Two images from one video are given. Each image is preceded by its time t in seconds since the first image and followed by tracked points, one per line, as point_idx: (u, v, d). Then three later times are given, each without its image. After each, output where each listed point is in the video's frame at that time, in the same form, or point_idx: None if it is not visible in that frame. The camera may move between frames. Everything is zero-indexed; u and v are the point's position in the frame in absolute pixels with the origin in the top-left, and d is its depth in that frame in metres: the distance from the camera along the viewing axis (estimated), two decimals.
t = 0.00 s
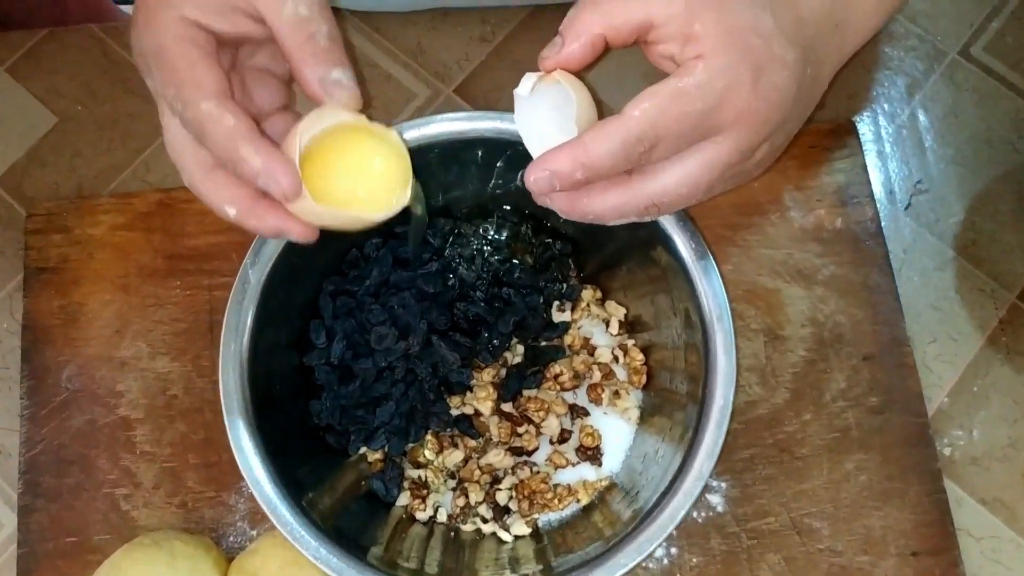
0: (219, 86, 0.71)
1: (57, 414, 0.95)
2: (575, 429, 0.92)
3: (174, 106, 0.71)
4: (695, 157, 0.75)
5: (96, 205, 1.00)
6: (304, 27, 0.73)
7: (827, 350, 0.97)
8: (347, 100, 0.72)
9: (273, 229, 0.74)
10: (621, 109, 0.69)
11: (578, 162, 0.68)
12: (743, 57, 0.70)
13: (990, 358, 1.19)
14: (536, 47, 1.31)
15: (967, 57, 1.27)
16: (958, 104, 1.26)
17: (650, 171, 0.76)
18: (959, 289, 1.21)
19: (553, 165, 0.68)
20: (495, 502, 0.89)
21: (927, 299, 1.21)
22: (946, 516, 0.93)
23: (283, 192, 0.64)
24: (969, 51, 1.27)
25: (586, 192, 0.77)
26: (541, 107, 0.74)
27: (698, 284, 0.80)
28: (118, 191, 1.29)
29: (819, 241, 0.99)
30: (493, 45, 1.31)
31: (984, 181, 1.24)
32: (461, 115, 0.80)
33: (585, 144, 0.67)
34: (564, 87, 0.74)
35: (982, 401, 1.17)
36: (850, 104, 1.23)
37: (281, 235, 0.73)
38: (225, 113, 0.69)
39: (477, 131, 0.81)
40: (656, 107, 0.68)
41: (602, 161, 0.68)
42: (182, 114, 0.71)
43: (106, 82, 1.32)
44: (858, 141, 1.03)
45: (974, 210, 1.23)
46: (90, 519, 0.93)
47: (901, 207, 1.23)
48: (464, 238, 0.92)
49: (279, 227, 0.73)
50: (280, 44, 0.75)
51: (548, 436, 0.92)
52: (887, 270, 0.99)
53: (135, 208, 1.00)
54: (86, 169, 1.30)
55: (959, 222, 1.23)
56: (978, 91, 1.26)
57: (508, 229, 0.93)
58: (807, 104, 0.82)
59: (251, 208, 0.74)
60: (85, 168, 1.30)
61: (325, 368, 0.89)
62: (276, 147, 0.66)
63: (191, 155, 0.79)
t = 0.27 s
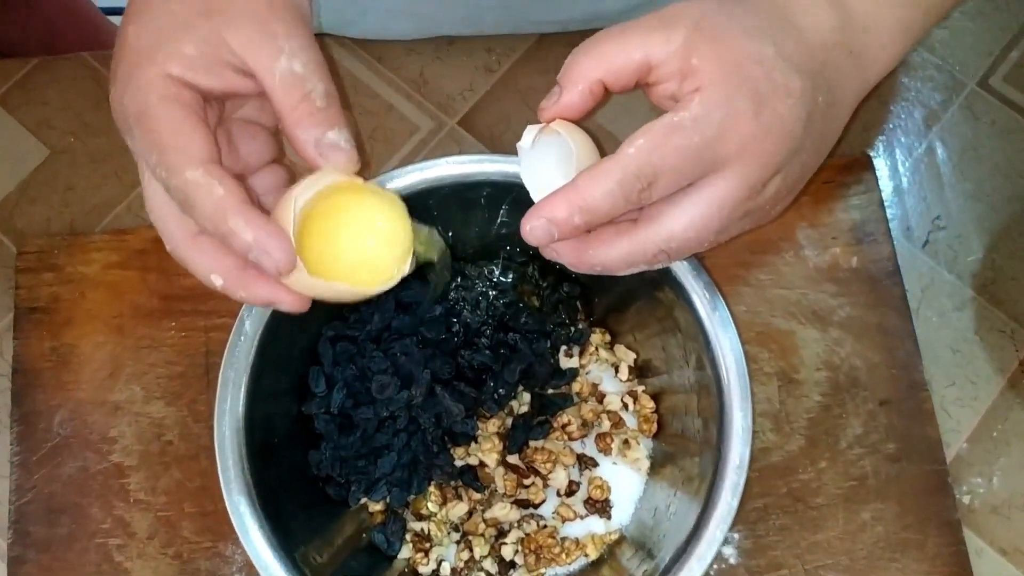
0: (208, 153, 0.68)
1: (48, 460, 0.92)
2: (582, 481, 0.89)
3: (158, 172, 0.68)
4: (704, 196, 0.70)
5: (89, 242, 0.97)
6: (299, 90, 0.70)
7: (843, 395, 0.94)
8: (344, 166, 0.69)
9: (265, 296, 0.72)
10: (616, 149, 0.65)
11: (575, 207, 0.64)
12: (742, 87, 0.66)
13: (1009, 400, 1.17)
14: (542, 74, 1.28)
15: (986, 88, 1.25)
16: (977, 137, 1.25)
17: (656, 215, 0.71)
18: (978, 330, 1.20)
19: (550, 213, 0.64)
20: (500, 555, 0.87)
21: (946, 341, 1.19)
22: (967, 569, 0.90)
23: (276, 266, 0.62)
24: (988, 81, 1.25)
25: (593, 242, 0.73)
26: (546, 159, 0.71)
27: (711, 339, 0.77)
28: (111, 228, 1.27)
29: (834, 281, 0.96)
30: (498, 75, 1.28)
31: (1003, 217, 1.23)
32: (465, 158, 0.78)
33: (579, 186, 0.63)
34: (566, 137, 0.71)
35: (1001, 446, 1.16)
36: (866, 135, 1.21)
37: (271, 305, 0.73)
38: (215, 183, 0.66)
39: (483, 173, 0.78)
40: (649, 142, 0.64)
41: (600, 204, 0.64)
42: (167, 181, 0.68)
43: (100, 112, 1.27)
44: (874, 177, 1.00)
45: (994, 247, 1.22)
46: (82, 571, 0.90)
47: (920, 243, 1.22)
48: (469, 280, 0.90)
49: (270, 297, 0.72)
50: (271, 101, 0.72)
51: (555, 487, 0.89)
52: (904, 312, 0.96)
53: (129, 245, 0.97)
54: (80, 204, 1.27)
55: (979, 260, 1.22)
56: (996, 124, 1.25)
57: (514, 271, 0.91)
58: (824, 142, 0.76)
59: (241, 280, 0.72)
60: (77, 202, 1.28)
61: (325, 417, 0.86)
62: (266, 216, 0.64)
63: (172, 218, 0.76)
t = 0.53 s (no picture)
0: (184, 183, 0.65)
1: (39, 476, 0.90)
2: (589, 501, 0.86)
3: (133, 204, 0.66)
4: (721, 205, 0.66)
5: (81, 251, 0.94)
6: (282, 114, 0.66)
7: (858, 411, 0.91)
8: (335, 194, 0.66)
9: (251, 325, 0.69)
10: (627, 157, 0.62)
11: (584, 217, 0.61)
12: (756, 88, 0.63)
13: None
14: (547, 79, 1.26)
15: (1006, 95, 1.24)
16: (995, 145, 1.23)
17: (672, 229, 0.68)
18: (997, 343, 1.17)
19: (559, 224, 0.61)
20: None
21: (964, 355, 1.17)
22: None
23: (256, 302, 0.61)
24: (1008, 86, 1.24)
25: (607, 259, 0.70)
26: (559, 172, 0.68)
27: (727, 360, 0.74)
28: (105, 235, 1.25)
29: (849, 294, 0.93)
30: (502, 79, 1.26)
31: None
32: (469, 169, 0.75)
33: (588, 194, 0.60)
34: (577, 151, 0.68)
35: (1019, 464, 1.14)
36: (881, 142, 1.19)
37: (259, 333, 0.70)
38: (190, 216, 0.64)
39: (488, 185, 0.75)
40: (662, 149, 0.61)
41: (610, 213, 0.61)
42: (142, 214, 0.66)
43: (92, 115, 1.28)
44: (890, 186, 0.97)
45: (1014, 258, 1.20)
46: None
47: (937, 254, 1.20)
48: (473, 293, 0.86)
49: (256, 326, 0.69)
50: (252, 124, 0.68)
51: (561, 508, 0.86)
52: (921, 325, 0.93)
53: (122, 254, 0.94)
54: (71, 210, 1.26)
55: (999, 271, 1.19)
56: (1015, 132, 1.23)
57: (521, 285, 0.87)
58: (850, 141, 0.71)
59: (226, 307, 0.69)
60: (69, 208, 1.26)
61: (324, 435, 0.84)
62: (245, 250, 0.62)
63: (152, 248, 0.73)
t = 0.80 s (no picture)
0: (201, 157, 0.66)
1: (42, 460, 0.89)
2: (596, 485, 0.86)
3: (150, 179, 0.67)
4: (668, 82, 0.52)
5: (83, 234, 0.93)
6: (297, 79, 0.66)
7: (866, 396, 0.90)
8: (352, 160, 0.65)
9: (281, 294, 0.70)
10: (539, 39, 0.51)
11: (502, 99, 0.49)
12: None
13: None
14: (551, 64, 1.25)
15: (1016, 81, 1.23)
16: (1004, 131, 1.22)
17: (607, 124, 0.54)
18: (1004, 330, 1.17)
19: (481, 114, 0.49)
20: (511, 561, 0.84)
21: (970, 342, 1.16)
22: None
23: (275, 276, 0.62)
24: (1017, 71, 1.23)
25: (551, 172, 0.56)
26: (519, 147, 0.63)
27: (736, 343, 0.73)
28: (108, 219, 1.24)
29: (857, 279, 0.93)
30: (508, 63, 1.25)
31: None
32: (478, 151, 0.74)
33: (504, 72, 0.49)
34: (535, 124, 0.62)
35: None
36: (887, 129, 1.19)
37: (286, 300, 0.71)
38: (207, 191, 0.65)
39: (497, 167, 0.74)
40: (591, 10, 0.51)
41: (531, 98, 0.49)
42: (160, 189, 0.67)
43: (95, 100, 1.28)
44: (899, 170, 0.96)
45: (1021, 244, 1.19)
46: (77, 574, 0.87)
47: (945, 240, 1.20)
48: (479, 276, 0.86)
49: (285, 295, 0.70)
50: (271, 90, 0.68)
51: (568, 492, 0.85)
52: (929, 310, 0.92)
53: (125, 237, 0.93)
54: (73, 195, 1.25)
55: (1006, 257, 1.19)
56: None
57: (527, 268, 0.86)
58: (779, 49, 0.56)
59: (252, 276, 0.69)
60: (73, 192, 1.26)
61: (329, 419, 0.83)
62: (262, 224, 0.63)
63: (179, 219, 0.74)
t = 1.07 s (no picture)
0: (231, 141, 0.70)
1: (52, 442, 0.91)
2: (594, 467, 0.88)
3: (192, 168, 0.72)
4: (620, 96, 0.63)
5: (92, 221, 0.95)
6: (313, 50, 0.67)
7: (859, 380, 0.92)
8: (371, 125, 0.64)
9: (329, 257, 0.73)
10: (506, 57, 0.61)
11: (474, 99, 0.58)
12: None
13: None
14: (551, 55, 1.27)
15: (1010, 72, 1.25)
16: (997, 121, 1.24)
17: (572, 136, 0.65)
18: (997, 317, 1.19)
19: (454, 115, 0.58)
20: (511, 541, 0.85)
21: (964, 328, 1.18)
22: (982, 557, 0.89)
23: (315, 247, 0.67)
24: (1010, 63, 1.25)
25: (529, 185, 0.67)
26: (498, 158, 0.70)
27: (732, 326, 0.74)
28: (115, 206, 1.27)
29: (851, 266, 0.95)
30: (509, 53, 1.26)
31: None
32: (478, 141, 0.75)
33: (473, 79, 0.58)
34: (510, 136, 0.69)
35: (1017, 435, 1.16)
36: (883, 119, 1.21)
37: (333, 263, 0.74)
38: (241, 175, 0.69)
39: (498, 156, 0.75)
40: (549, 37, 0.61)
41: (499, 101, 0.58)
42: (201, 176, 0.71)
43: (102, 90, 1.30)
44: (893, 159, 0.98)
45: (1014, 233, 1.21)
46: (87, 553, 0.89)
47: (939, 229, 1.22)
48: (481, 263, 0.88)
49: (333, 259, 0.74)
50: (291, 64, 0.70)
51: (567, 473, 0.87)
52: (921, 297, 0.94)
53: (133, 224, 0.95)
54: (81, 182, 1.27)
55: (999, 246, 1.21)
56: (1017, 108, 1.24)
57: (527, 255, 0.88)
58: (727, 50, 0.67)
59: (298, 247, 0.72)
60: (80, 180, 1.28)
61: (334, 401, 0.85)
62: (297, 202, 0.67)
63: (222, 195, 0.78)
